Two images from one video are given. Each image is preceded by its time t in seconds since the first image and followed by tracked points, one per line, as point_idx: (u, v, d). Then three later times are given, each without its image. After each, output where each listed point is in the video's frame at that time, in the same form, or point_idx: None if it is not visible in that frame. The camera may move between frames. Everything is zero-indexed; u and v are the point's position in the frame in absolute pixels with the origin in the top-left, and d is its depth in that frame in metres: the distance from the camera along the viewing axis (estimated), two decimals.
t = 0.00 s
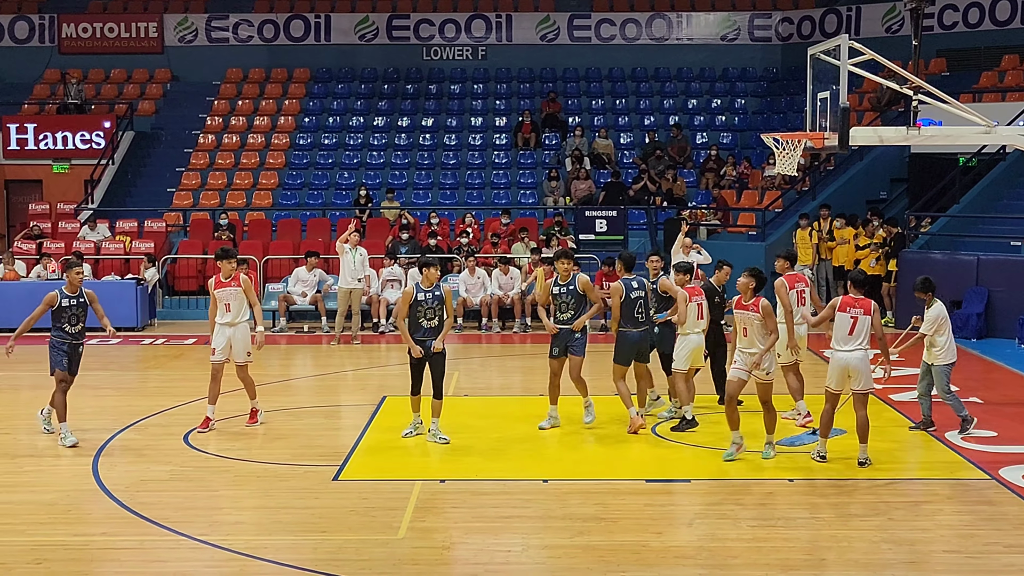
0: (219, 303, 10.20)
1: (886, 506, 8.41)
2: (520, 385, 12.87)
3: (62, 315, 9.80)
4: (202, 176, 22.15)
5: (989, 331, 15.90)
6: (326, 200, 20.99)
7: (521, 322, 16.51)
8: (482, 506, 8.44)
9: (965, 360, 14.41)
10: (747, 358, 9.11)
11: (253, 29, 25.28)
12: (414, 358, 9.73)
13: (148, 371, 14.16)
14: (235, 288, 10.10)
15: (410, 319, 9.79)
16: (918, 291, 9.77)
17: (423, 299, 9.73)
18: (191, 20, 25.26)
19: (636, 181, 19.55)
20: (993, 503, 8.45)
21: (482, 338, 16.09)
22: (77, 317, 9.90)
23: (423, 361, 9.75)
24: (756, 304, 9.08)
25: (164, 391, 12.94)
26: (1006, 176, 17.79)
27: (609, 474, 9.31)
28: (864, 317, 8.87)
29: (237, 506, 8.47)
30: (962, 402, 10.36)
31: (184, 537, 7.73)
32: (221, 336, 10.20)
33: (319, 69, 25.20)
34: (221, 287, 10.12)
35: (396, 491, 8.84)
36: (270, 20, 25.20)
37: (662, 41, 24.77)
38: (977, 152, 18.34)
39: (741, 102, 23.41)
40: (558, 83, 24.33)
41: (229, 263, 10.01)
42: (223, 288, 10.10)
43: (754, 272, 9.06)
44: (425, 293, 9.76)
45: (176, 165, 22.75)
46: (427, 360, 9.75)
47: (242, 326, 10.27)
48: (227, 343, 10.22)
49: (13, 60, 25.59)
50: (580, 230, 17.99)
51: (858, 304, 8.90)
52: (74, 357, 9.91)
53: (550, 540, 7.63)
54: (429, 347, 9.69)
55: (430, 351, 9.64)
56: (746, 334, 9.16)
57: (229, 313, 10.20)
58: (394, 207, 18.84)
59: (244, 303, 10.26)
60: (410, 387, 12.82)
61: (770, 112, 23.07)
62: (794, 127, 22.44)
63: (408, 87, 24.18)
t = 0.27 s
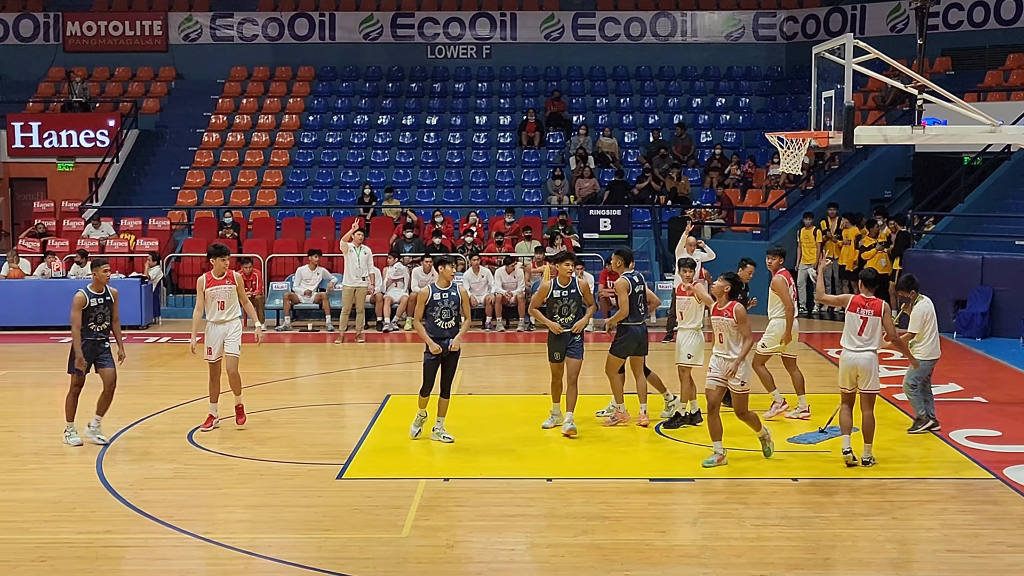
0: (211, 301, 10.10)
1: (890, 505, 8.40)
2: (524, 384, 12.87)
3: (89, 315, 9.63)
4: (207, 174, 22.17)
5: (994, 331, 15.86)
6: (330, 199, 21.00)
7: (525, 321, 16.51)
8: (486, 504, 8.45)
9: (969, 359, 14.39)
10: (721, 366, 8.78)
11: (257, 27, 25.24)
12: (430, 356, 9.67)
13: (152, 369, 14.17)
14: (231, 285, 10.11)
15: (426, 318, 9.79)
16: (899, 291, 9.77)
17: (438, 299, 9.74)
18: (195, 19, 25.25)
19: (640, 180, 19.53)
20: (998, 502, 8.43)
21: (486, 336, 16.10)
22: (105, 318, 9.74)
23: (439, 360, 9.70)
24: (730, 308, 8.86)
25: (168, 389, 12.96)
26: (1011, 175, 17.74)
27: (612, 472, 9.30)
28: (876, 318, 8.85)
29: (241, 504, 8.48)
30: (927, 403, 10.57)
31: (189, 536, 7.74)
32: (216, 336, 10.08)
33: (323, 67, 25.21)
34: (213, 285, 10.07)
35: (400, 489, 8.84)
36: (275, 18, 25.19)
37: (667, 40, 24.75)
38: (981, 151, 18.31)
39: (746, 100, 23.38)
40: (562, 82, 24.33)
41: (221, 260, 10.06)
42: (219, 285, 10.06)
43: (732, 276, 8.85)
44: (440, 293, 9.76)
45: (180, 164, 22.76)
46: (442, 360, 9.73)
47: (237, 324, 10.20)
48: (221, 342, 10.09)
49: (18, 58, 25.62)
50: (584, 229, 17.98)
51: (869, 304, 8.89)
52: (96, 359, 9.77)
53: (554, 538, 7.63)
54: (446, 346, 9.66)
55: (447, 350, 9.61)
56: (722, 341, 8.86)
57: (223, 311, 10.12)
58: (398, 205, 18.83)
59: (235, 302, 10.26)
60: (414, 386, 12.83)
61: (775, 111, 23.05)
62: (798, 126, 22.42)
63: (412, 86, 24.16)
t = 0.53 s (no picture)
0: (212, 303, 10.00)
1: (892, 504, 8.40)
2: (525, 382, 12.88)
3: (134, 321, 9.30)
4: (209, 172, 22.19)
5: (996, 329, 15.85)
6: (332, 197, 21.01)
7: (526, 319, 16.52)
8: (488, 502, 8.45)
9: (970, 358, 14.39)
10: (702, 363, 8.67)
11: (259, 25, 25.29)
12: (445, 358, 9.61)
13: (154, 367, 14.18)
14: (235, 288, 10.04)
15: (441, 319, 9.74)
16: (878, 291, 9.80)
17: (454, 299, 9.68)
18: (198, 17, 25.28)
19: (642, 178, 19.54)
20: (999, 500, 8.44)
21: (488, 334, 16.11)
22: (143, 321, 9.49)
23: (457, 360, 9.66)
24: (707, 305, 8.74)
25: (170, 386, 12.97)
26: (1013, 174, 17.76)
27: (613, 471, 9.30)
28: (871, 314, 8.85)
29: (243, 502, 8.48)
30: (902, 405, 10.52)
31: (190, 533, 7.74)
32: (216, 337, 10.02)
33: (325, 65, 25.23)
34: (215, 287, 9.96)
35: (402, 487, 8.84)
36: (277, 16, 25.21)
37: (669, 38, 24.75)
38: (984, 150, 18.31)
39: (748, 99, 23.37)
40: (564, 80, 24.35)
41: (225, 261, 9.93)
42: (223, 286, 9.98)
43: (709, 273, 8.64)
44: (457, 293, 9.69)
45: (182, 161, 22.76)
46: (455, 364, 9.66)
47: (238, 326, 10.12)
48: (221, 343, 10.05)
49: (20, 56, 25.62)
50: (587, 227, 17.99)
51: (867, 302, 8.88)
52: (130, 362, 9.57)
53: (555, 536, 7.63)
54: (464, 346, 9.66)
55: (465, 349, 9.61)
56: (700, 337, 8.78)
57: (224, 313, 10.04)
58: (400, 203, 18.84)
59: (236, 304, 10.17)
60: (416, 384, 12.84)
61: (777, 110, 23.05)
62: (800, 124, 22.43)
63: (414, 83, 24.17)
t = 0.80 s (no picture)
0: (224, 303, 9.93)
1: (893, 503, 8.40)
2: (526, 381, 12.88)
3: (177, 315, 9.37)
4: (210, 170, 22.19)
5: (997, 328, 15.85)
6: (333, 195, 21.01)
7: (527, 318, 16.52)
8: (488, 500, 8.45)
9: (971, 357, 14.38)
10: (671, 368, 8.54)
11: (261, 23, 25.26)
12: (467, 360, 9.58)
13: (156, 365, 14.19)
14: (246, 287, 9.96)
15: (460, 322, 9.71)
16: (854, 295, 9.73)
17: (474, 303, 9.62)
18: (199, 15, 25.25)
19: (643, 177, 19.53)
20: (1000, 500, 8.44)
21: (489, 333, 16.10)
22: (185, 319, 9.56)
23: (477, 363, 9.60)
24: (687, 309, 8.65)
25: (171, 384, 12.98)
26: (1015, 173, 17.76)
27: (614, 469, 9.30)
28: (875, 316, 8.84)
29: (244, 500, 8.49)
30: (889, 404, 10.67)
31: (192, 531, 7.75)
32: (229, 337, 9.99)
33: (327, 63, 25.22)
34: (228, 287, 9.90)
35: (403, 485, 8.85)
36: (278, 14, 25.18)
37: (670, 37, 24.74)
38: (985, 148, 18.30)
39: (749, 97, 23.36)
40: (566, 79, 24.34)
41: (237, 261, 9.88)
42: (236, 286, 9.90)
43: (688, 275, 8.70)
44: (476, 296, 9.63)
45: (184, 159, 22.77)
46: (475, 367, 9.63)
47: (248, 326, 10.11)
48: (233, 343, 10.03)
49: (22, 54, 25.61)
50: (588, 226, 17.98)
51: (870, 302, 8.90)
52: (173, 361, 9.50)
53: (556, 535, 7.63)
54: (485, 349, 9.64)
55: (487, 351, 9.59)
56: (672, 342, 8.63)
57: (236, 313, 10.00)
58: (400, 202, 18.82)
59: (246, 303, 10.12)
60: (417, 382, 12.84)
61: (778, 108, 23.04)
62: (802, 123, 22.41)
63: (415, 82, 24.17)
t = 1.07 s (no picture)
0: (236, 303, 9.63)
1: (893, 502, 8.40)
2: (526, 379, 12.88)
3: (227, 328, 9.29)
4: (210, 169, 22.19)
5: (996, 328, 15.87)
6: (333, 193, 21.01)
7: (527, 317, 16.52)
8: (488, 499, 8.45)
9: (971, 356, 14.39)
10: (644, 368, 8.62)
11: (260, 22, 25.26)
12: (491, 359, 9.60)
13: (155, 363, 14.18)
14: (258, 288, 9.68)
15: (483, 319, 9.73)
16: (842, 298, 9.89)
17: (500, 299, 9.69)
18: (198, 13, 25.22)
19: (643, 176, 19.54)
20: (999, 499, 8.44)
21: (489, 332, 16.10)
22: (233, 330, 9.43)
23: (500, 360, 9.62)
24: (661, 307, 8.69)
25: (171, 383, 12.98)
26: (1015, 172, 17.80)
27: (614, 468, 9.31)
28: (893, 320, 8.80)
29: (243, 499, 8.49)
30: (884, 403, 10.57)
31: (191, 530, 7.75)
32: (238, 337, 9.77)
33: (326, 62, 25.21)
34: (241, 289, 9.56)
35: (402, 484, 8.85)
36: (278, 13, 25.18)
37: (670, 36, 24.74)
38: (985, 148, 18.31)
39: (749, 96, 23.37)
40: (565, 78, 24.34)
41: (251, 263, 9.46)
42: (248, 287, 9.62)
43: (665, 273, 8.66)
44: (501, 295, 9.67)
45: (183, 158, 22.77)
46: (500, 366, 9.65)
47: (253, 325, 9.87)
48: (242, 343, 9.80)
49: (21, 52, 25.60)
50: (588, 224, 17.99)
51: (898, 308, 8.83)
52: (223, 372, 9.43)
53: (555, 533, 7.63)
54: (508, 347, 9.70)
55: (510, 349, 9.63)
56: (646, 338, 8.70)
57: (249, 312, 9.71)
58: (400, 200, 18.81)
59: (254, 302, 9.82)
60: (417, 381, 12.84)
61: (778, 107, 23.03)
62: (801, 123, 22.42)
63: (415, 80, 24.18)
